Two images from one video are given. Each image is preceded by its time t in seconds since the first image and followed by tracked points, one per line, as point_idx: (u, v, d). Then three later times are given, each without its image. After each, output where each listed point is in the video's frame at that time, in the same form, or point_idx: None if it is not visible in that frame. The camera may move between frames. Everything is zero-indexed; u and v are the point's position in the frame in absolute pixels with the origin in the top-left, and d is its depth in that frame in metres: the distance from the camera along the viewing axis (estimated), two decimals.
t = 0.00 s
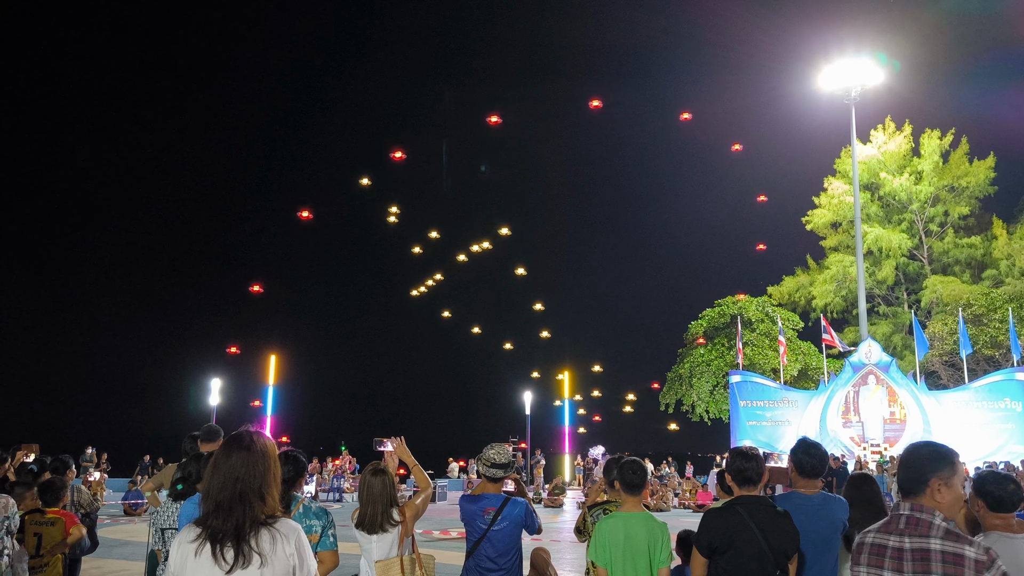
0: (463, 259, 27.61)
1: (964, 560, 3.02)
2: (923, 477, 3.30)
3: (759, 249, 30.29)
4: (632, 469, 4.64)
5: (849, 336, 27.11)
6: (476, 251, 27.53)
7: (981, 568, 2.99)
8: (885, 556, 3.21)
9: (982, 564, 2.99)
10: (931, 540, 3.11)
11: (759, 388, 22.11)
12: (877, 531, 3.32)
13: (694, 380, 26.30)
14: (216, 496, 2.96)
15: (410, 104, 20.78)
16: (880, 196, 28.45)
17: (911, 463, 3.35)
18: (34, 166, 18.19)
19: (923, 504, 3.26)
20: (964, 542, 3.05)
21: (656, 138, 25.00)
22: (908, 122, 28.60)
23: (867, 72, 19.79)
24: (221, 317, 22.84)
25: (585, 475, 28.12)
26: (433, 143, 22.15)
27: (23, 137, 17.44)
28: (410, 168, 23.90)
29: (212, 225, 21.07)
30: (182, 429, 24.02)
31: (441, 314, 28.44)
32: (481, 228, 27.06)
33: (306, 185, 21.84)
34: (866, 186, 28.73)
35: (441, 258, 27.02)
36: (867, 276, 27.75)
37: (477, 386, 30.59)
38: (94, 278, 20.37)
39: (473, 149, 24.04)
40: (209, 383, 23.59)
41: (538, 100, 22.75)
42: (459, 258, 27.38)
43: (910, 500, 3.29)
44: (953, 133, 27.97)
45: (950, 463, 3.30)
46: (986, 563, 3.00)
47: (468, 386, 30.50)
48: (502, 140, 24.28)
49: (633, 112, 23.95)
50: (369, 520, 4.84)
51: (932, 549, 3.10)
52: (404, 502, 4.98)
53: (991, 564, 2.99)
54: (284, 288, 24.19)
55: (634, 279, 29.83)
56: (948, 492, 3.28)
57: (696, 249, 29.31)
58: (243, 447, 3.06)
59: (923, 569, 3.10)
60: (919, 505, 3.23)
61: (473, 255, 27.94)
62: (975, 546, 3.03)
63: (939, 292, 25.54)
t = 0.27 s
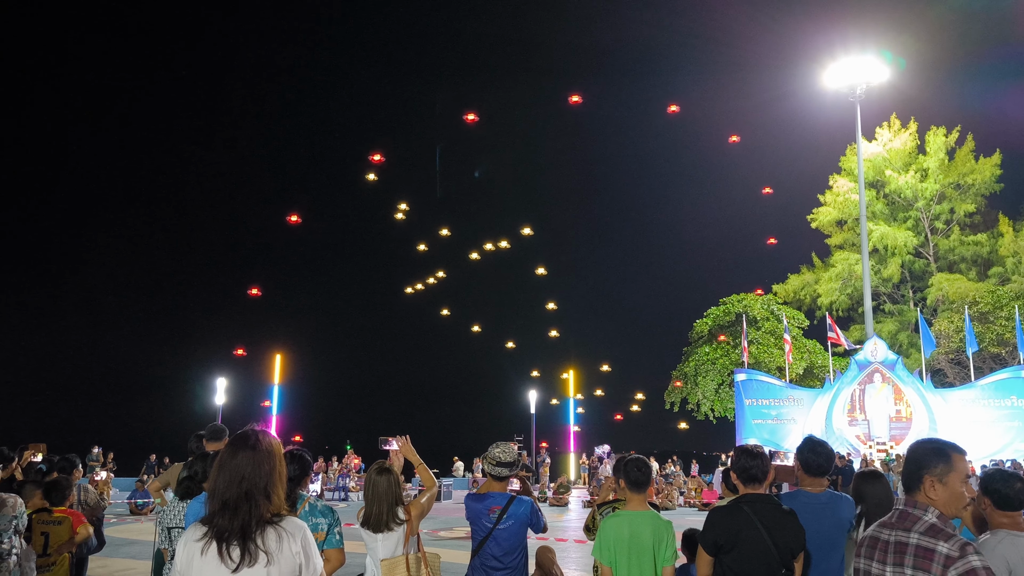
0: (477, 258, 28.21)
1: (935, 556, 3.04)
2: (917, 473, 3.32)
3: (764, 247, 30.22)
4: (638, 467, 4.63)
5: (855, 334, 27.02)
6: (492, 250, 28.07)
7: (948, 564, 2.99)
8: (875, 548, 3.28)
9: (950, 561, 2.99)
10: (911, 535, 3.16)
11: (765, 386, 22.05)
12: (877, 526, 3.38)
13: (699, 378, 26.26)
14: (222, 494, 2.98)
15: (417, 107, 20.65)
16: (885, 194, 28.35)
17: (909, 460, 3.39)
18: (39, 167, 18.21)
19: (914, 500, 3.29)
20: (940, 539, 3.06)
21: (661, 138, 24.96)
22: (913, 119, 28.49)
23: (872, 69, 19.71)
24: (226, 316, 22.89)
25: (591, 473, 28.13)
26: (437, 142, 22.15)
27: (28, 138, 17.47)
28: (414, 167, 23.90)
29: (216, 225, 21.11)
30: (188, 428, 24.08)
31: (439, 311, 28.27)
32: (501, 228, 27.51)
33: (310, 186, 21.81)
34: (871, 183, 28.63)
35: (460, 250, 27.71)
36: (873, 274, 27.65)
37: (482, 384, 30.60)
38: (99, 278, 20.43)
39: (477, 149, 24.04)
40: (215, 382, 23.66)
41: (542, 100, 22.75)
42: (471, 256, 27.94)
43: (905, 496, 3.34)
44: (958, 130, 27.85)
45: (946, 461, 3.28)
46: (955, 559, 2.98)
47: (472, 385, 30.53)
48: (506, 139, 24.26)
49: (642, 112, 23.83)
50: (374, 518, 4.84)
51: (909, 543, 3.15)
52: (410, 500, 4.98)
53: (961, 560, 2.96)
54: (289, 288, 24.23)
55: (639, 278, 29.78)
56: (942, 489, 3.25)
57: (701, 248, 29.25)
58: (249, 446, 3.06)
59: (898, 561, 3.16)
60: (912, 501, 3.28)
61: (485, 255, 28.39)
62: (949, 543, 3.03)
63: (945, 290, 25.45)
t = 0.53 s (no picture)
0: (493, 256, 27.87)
1: (923, 555, 3.04)
2: (921, 469, 3.31)
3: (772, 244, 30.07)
4: (644, 464, 4.61)
5: (863, 331, 26.90)
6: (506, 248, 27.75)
7: (935, 564, 2.99)
8: (878, 543, 3.29)
9: (939, 561, 2.99)
10: (905, 531, 3.15)
11: (773, 383, 21.98)
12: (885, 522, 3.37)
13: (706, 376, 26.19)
14: (231, 492, 2.98)
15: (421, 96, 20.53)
16: (894, 190, 28.21)
17: (915, 455, 3.38)
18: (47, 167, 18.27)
19: (917, 496, 3.28)
20: (930, 537, 3.06)
21: (668, 134, 24.89)
22: (921, 115, 28.33)
23: (881, 65, 19.60)
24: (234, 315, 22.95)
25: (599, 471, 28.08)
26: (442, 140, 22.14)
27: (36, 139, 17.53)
28: (419, 166, 23.89)
29: (223, 224, 21.15)
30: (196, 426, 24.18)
31: (439, 308, 28.06)
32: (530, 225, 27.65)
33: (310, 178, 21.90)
34: (879, 180, 28.49)
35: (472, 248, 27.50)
36: (881, 271, 27.52)
37: (488, 382, 30.59)
38: (107, 277, 20.51)
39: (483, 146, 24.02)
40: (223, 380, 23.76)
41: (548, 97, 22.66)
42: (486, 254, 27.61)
43: (911, 492, 3.33)
44: (967, 126, 27.69)
45: (950, 457, 3.25)
46: (944, 560, 2.98)
47: (479, 383, 30.53)
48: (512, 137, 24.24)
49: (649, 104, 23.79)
50: (382, 515, 4.85)
51: (903, 539, 3.15)
52: (417, 497, 4.98)
53: (951, 562, 2.96)
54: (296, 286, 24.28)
55: (645, 275, 29.70)
56: (945, 486, 3.23)
57: (707, 245, 29.16)
58: (257, 443, 3.07)
59: (893, 557, 3.17)
60: (915, 497, 3.27)
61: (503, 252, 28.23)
62: (938, 543, 3.02)
63: (954, 286, 25.31)
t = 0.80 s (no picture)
0: (510, 251, 28.99)
1: (925, 549, 3.01)
2: (927, 463, 3.28)
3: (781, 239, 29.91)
4: (652, 460, 4.59)
5: (873, 326, 26.73)
6: (525, 243, 28.89)
7: (936, 560, 2.95)
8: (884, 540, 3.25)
9: (940, 557, 2.95)
10: (910, 526, 3.12)
11: (783, 378, 21.89)
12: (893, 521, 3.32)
13: (716, 371, 26.09)
14: (241, 488, 2.98)
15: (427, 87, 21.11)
16: (904, 184, 28.01)
17: (922, 450, 3.35)
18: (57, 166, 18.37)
19: (923, 491, 3.25)
20: (933, 533, 3.01)
21: (676, 128, 24.82)
22: (932, 108, 28.12)
23: (891, 58, 19.45)
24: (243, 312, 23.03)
25: (608, 466, 28.01)
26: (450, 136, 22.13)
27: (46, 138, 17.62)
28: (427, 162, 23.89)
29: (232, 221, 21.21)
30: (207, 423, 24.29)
31: (445, 304, 28.14)
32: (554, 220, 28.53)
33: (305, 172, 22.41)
34: (889, 174, 28.30)
35: (487, 241, 28.90)
36: (892, 265, 27.34)
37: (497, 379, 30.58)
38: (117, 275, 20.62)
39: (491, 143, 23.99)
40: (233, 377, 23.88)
41: (553, 86, 22.67)
42: (504, 249, 28.92)
43: (918, 487, 3.30)
44: (978, 119, 27.46)
45: (956, 451, 3.22)
46: (945, 556, 2.94)
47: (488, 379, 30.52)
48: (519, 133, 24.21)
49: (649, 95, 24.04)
50: (392, 511, 4.85)
51: (906, 534, 3.12)
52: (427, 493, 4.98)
53: (951, 558, 2.92)
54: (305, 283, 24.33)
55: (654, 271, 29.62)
56: (950, 481, 3.20)
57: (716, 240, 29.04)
58: (267, 439, 3.07)
59: (897, 553, 3.13)
60: (921, 492, 3.24)
61: (521, 248, 29.19)
62: (940, 538, 2.98)
63: (966, 281, 25.12)
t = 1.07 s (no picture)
0: (529, 248, 27.63)
1: (933, 545, 2.99)
2: (935, 458, 3.25)
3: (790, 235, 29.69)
4: (661, 456, 4.56)
5: (884, 321, 26.54)
6: (546, 241, 27.29)
7: (942, 557, 2.94)
8: (892, 534, 3.23)
9: (946, 553, 2.93)
10: (918, 522, 3.09)
11: (793, 374, 21.79)
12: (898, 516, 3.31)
13: (725, 367, 25.96)
14: (251, 486, 2.98)
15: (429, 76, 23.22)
16: (915, 179, 27.79)
17: (929, 446, 3.32)
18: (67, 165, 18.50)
19: (932, 486, 3.22)
20: (940, 529, 2.99)
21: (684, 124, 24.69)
22: (943, 102, 27.88)
23: (901, 52, 19.28)
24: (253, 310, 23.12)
25: (619, 463, 27.95)
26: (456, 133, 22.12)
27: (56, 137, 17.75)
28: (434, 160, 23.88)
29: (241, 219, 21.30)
30: (218, 421, 24.41)
31: (447, 300, 27.90)
32: (575, 219, 27.22)
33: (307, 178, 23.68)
34: (900, 168, 28.09)
35: (504, 240, 27.45)
36: (903, 260, 27.15)
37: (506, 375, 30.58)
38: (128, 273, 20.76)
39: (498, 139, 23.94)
40: (243, 375, 24.01)
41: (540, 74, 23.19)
42: (522, 246, 27.43)
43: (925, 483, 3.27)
44: (990, 113, 27.19)
45: (966, 446, 3.19)
46: (950, 552, 2.93)
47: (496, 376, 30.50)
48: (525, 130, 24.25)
49: (652, 88, 24.11)
50: (402, 508, 4.85)
51: (914, 530, 3.09)
52: (437, 490, 4.98)
53: (956, 556, 2.91)
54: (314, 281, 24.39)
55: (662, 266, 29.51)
56: (959, 477, 3.17)
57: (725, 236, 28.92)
58: (277, 436, 3.07)
59: (905, 549, 3.11)
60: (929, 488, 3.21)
61: (540, 246, 27.70)
62: (946, 534, 2.96)
63: (977, 276, 24.92)
